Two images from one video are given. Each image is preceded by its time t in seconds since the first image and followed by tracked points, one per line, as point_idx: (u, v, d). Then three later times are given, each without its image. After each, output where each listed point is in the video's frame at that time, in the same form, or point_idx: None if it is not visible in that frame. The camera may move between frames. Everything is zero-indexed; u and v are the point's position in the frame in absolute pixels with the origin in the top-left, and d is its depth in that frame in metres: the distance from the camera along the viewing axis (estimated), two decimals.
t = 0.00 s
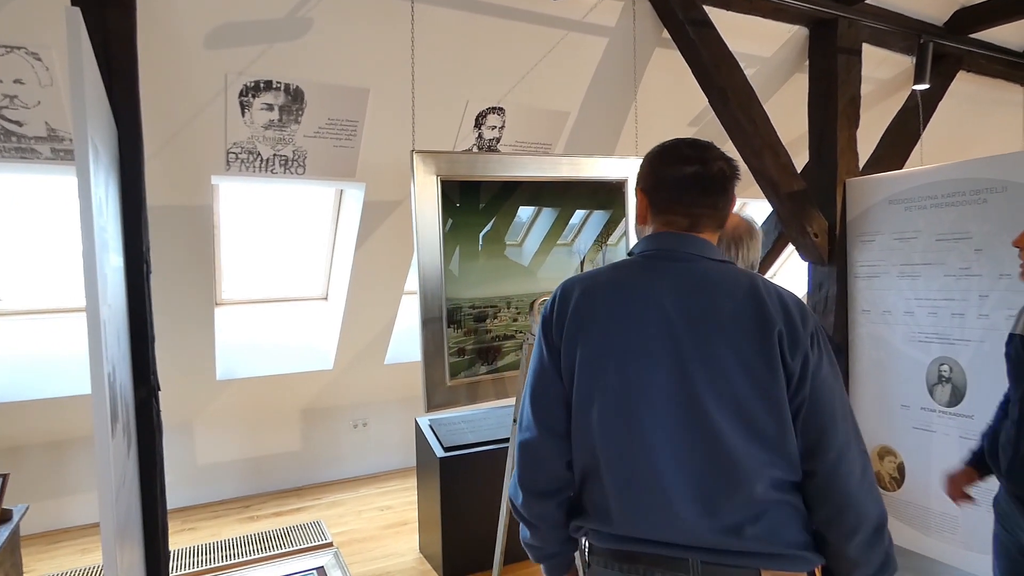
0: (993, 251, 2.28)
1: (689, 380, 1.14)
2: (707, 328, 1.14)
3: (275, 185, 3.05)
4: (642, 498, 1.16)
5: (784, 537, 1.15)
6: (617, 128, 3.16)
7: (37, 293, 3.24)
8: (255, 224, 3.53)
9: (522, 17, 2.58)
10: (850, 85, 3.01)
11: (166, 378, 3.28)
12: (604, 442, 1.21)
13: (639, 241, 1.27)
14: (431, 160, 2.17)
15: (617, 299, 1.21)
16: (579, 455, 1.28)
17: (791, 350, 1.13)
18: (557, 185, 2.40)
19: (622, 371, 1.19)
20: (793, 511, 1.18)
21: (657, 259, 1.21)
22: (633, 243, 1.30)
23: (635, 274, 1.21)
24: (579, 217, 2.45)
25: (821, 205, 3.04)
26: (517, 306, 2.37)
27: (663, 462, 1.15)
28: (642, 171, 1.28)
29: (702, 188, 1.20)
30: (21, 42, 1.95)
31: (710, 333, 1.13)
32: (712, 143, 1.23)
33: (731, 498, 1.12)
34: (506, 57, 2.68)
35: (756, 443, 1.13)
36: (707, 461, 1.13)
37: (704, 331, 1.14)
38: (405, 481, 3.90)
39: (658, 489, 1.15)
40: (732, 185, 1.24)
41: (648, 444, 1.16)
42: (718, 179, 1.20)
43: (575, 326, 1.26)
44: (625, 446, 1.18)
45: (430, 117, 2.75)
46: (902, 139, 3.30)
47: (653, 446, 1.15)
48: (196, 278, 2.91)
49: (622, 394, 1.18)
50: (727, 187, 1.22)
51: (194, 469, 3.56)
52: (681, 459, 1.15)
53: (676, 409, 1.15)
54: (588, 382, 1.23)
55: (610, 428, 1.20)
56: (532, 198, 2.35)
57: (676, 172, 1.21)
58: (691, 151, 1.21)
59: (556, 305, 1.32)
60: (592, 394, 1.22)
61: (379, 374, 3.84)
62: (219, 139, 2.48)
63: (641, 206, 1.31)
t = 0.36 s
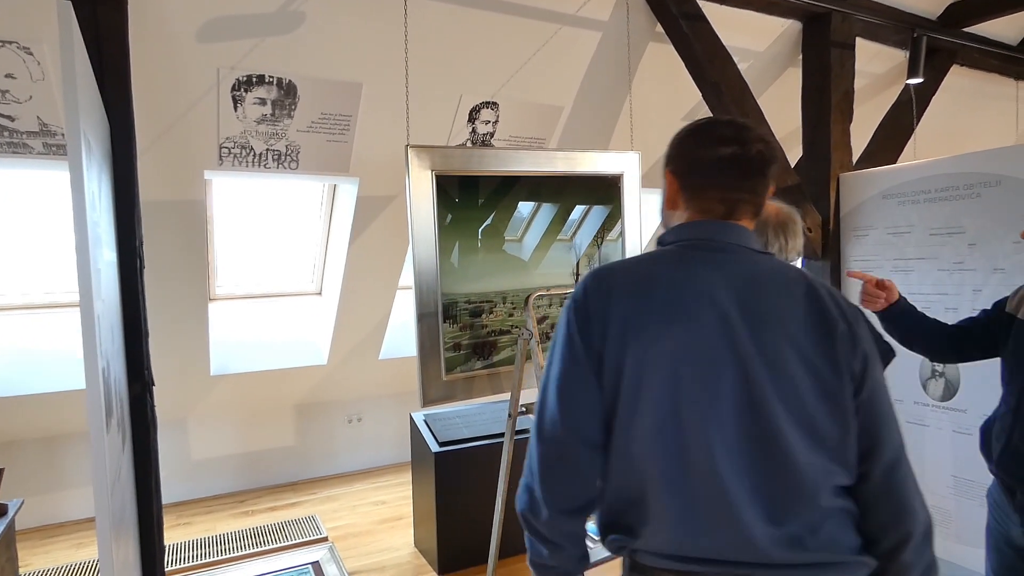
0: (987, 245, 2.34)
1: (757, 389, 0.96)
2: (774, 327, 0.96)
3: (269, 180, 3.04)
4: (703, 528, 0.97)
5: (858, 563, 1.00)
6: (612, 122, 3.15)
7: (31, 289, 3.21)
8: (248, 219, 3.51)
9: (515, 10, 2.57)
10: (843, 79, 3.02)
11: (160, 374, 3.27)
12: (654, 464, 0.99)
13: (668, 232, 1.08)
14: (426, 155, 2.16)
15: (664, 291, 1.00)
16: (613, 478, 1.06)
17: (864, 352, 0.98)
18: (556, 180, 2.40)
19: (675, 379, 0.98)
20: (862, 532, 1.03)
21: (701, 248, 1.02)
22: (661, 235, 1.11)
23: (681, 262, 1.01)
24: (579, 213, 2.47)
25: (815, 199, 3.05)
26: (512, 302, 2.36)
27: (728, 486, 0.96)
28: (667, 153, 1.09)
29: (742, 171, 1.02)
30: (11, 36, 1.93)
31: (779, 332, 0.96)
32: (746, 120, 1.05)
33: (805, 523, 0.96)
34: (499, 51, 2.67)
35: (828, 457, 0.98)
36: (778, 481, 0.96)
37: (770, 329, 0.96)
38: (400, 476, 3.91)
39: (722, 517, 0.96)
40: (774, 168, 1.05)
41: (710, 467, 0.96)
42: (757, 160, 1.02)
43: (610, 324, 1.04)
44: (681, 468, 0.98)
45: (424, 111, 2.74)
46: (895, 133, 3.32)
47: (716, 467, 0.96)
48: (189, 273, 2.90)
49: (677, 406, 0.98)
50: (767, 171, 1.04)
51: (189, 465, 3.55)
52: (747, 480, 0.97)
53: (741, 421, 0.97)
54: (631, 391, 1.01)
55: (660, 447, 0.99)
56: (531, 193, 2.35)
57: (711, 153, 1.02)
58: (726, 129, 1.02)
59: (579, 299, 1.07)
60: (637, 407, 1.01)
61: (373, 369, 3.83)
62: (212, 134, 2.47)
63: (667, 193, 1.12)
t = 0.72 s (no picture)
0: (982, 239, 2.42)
1: (896, 379, 0.96)
2: (903, 320, 0.99)
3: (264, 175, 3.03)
4: (846, 521, 0.94)
5: (967, 555, 1.02)
6: (608, 117, 3.15)
7: (25, 284, 3.20)
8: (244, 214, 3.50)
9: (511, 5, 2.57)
10: (839, 74, 3.02)
11: (156, 370, 3.26)
12: (797, 456, 0.95)
13: (785, 221, 1.07)
14: (422, 151, 2.16)
15: (799, 277, 0.97)
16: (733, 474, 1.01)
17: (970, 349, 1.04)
18: (552, 176, 2.40)
19: (819, 368, 0.95)
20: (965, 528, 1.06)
21: (819, 240, 1.02)
22: (772, 225, 1.10)
23: (806, 251, 1.00)
24: (575, 210, 2.47)
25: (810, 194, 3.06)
26: (509, 297, 2.35)
27: (870, 477, 0.95)
28: (786, 141, 1.09)
29: (870, 162, 1.04)
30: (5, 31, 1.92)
31: (909, 325, 0.98)
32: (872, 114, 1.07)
33: (935, 514, 0.97)
34: (495, 46, 2.67)
35: (951, 450, 1.00)
36: (913, 473, 0.97)
37: (899, 322, 0.98)
38: (397, 471, 3.91)
39: (867, 510, 0.94)
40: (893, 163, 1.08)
41: (856, 458, 0.94)
42: (885, 154, 1.05)
43: (741, 317, 0.99)
44: (824, 459, 0.95)
45: (419, 106, 2.73)
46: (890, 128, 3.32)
47: (860, 459, 0.95)
48: (185, 269, 2.89)
49: (821, 396, 0.95)
50: (890, 165, 1.06)
51: (185, 461, 3.55)
52: (882, 475, 0.97)
53: (877, 412, 0.97)
54: (766, 382, 0.97)
55: (805, 438, 0.95)
56: (526, 190, 2.35)
57: (842, 142, 1.03)
58: (856, 118, 1.04)
59: (694, 285, 1.03)
60: (773, 398, 0.96)
61: (370, 364, 3.83)
62: (206, 129, 2.46)
63: (779, 182, 1.11)
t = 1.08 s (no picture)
0: (979, 236, 2.47)
1: (938, 370, 0.97)
2: (945, 310, 0.99)
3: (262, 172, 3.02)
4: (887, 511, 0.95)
5: (1006, 547, 1.03)
6: (606, 114, 3.14)
7: (20, 281, 3.19)
8: (241, 211, 3.49)
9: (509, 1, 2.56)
10: (837, 70, 3.02)
11: (152, 368, 3.25)
12: (836, 445, 0.96)
13: (822, 213, 1.08)
14: (419, 147, 2.15)
15: (838, 268, 0.98)
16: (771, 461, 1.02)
17: (1007, 340, 1.05)
18: (547, 172, 2.39)
19: (861, 359, 0.96)
20: (1003, 518, 1.07)
21: (856, 230, 1.03)
22: (808, 216, 1.11)
23: (845, 241, 1.01)
24: (569, 204, 2.46)
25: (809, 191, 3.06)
26: (507, 294, 2.35)
27: (912, 468, 0.95)
28: (823, 132, 1.09)
29: (909, 153, 1.04)
30: None
31: (950, 316, 0.99)
32: (910, 105, 1.07)
33: (975, 506, 0.97)
34: (493, 42, 2.66)
35: (990, 441, 1.01)
36: (955, 465, 0.97)
37: (939, 311, 0.99)
38: (396, 469, 3.90)
39: (910, 502, 0.94)
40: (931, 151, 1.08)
41: (899, 449, 0.95)
42: (923, 146, 1.05)
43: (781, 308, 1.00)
44: (865, 449, 0.96)
45: (418, 103, 2.72)
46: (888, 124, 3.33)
47: (904, 450, 0.95)
48: (182, 266, 2.88)
49: (863, 386, 0.95)
50: (928, 154, 1.06)
51: (182, 459, 3.54)
52: (923, 467, 0.97)
53: (919, 402, 0.98)
54: (806, 372, 0.98)
55: (846, 428, 0.96)
56: (521, 184, 2.35)
57: (880, 133, 1.03)
58: (896, 108, 1.04)
59: (731, 273, 1.04)
60: (812, 388, 0.97)
61: (368, 361, 3.83)
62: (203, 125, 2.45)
63: (815, 173, 1.12)
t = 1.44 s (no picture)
0: (975, 233, 2.48)
1: (939, 368, 0.97)
2: (945, 307, 0.99)
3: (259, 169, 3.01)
4: (890, 512, 0.96)
5: (1008, 541, 1.03)
6: (604, 111, 3.14)
7: (17, 278, 3.18)
8: (239, 208, 3.49)
9: None
10: (835, 68, 3.02)
11: (149, 366, 3.25)
12: (836, 446, 0.97)
13: (818, 209, 1.08)
14: (417, 144, 2.15)
15: (838, 268, 0.98)
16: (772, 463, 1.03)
17: (1008, 333, 1.05)
18: (548, 170, 2.39)
19: (862, 362, 0.96)
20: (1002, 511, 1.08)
21: (853, 228, 1.03)
22: (804, 213, 1.11)
23: (845, 241, 1.00)
24: (571, 202, 2.46)
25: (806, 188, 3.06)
26: (504, 291, 2.35)
27: (914, 468, 0.96)
28: (818, 127, 1.09)
29: (905, 147, 1.04)
30: None
31: (951, 314, 0.99)
32: (905, 97, 1.06)
33: (977, 502, 0.98)
34: (491, 39, 2.66)
35: (990, 438, 1.01)
36: (955, 463, 0.98)
37: (941, 310, 0.99)
38: (393, 466, 3.91)
39: (912, 501, 0.95)
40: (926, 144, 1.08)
41: (900, 449, 0.95)
42: (920, 139, 1.04)
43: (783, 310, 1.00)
44: (866, 450, 0.97)
45: (415, 100, 2.72)
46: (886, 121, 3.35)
47: (905, 450, 0.96)
48: (179, 263, 2.88)
49: (864, 389, 0.96)
50: (924, 148, 1.06)
51: (180, 456, 3.54)
52: (923, 467, 0.98)
53: (920, 402, 0.98)
54: (807, 373, 0.98)
55: (848, 430, 0.96)
56: (523, 181, 2.35)
57: (876, 128, 1.03)
58: (891, 102, 1.03)
59: (729, 277, 1.03)
60: (813, 390, 0.97)
61: (366, 359, 3.83)
62: (200, 122, 2.44)
63: (811, 169, 1.12)
